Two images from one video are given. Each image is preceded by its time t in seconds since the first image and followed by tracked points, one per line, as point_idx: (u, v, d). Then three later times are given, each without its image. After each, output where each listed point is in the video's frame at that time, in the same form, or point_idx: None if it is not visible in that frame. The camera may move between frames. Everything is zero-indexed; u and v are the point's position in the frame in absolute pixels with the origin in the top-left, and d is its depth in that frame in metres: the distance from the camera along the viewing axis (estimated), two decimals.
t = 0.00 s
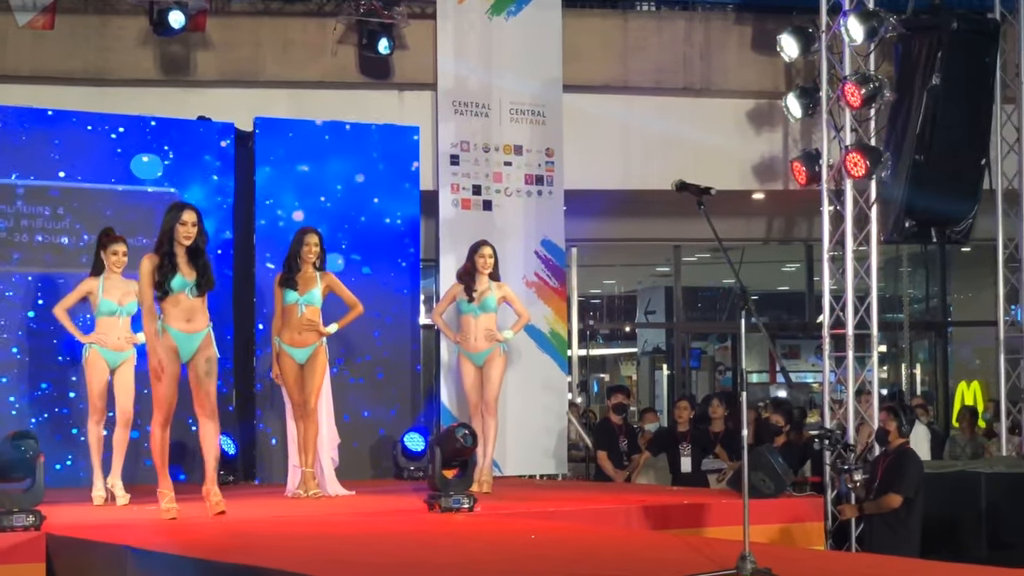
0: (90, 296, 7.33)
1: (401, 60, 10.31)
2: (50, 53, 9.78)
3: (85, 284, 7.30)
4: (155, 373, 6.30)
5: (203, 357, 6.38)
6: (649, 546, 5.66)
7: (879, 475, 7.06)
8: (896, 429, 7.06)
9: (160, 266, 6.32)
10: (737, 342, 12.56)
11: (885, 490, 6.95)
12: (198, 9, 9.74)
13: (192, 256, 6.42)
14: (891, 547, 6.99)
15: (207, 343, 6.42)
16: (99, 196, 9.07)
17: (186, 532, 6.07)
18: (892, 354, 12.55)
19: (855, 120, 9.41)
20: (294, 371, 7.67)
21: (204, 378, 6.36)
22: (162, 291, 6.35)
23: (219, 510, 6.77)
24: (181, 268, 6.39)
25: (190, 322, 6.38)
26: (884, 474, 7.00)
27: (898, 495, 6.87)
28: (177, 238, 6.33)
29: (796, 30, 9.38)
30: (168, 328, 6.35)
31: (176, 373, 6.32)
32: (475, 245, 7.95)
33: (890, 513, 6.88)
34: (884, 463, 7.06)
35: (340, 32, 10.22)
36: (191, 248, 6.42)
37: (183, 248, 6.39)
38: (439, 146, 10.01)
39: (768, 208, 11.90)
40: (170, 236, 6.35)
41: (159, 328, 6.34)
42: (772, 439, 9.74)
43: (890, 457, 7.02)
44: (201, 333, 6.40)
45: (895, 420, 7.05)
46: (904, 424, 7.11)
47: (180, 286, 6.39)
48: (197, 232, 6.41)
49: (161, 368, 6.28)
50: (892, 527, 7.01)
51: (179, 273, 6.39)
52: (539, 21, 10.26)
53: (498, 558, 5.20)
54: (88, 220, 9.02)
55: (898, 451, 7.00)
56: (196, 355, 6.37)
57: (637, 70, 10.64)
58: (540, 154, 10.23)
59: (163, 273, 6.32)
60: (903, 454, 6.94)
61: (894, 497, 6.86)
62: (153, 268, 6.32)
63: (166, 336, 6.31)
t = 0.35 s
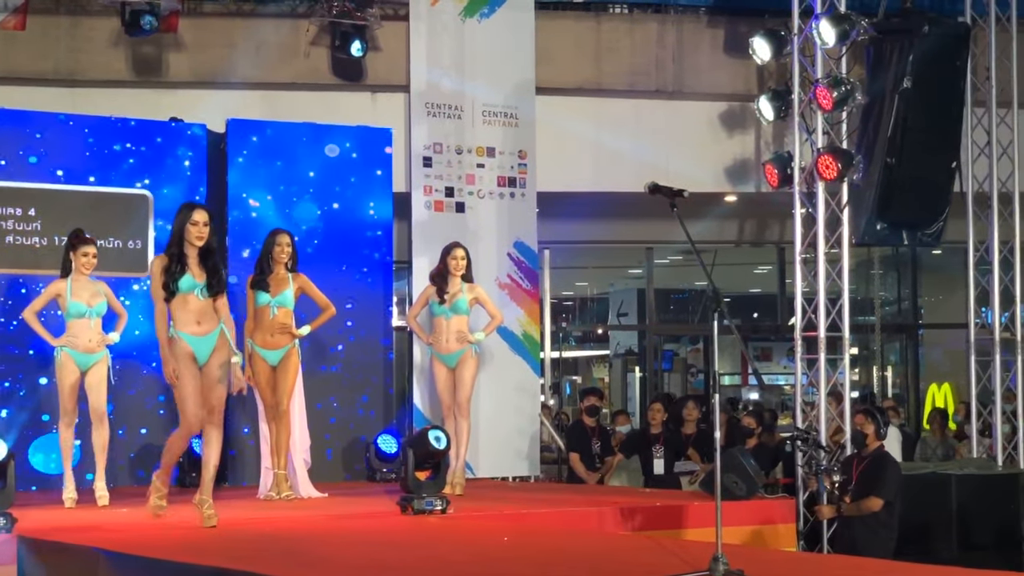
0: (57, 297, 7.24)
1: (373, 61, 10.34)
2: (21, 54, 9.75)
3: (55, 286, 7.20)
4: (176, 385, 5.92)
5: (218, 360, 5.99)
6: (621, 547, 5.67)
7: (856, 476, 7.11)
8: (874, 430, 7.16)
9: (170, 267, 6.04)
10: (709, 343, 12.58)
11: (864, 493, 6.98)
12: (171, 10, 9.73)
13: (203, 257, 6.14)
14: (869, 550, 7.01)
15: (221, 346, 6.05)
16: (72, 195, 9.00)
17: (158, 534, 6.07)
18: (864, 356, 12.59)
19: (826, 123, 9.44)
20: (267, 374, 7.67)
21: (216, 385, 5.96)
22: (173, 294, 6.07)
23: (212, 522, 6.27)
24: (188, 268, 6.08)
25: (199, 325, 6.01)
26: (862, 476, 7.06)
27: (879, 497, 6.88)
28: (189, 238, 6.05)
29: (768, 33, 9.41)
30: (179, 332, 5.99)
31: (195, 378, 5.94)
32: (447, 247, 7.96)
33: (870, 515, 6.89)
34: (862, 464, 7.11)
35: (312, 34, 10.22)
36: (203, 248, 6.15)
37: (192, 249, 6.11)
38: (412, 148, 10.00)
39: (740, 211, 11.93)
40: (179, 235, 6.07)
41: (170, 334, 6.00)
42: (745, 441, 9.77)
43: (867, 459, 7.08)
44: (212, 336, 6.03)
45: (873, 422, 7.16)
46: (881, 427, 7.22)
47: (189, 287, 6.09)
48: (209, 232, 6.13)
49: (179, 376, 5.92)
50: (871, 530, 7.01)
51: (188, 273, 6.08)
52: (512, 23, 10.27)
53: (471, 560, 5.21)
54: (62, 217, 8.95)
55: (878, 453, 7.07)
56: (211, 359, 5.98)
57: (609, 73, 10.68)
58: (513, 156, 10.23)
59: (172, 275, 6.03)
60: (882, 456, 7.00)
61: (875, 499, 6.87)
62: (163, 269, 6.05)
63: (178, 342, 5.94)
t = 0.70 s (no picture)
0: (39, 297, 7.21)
1: (349, 61, 10.33)
2: None
3: (37, 285, 7.25)
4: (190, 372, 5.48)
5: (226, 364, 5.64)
6: (596, 547, 5.68)
7: (844, 476, 7.40)
8: (860, 434, 7.33)
9: (187, 265, 5.64)
10: (684, 344, 12.59)
11: (852, 496, 7.28)
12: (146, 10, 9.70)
13: (223, 253, 5.72)
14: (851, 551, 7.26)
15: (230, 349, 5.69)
16: (45, 195, 8.99)
17: (132, 534, 6.06)
18: (839, 357, 12.63)
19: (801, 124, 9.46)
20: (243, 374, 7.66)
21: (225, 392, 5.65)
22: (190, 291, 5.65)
23: (256, 522, 6.05)
24: (209, 266, 5.65)
25: (219, 324, 5.61)
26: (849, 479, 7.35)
27: (868, 501, 7.18)
28: (207, 234, 5.65)
29: (744, 34, 9.43)
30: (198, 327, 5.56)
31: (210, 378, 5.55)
32: (423, 248, 7.95)
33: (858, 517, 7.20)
34: (850, 466, 7.39)
35: (288, 33, 10.18)
36: (222, 245, 5.73)
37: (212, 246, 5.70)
38: (388, 148, 9.99)
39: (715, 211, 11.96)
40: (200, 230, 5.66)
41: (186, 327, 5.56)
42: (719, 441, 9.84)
43: (856, 462, 7.35)
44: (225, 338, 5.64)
45: (858, 425, 7.30)
46: (865, 427, 7.37)
47: (211, 286, 5.62)
48: (229, 227, 5.73)
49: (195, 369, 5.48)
50: (859, 532, 7.28)
51: (208, 271, 5.64)
52: (488, 24, 10.26)
53: (445, 560, 5.21)
54: (34, 218, 8.93)
55: (864, 458, 7.32)
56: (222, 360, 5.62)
57: (586, 74, 10.69)
58: (489, 156, 10.23)
59: (191, 273, 5.63)
60: (870, 460, 7.29)
61: (862, 504, 7.17)
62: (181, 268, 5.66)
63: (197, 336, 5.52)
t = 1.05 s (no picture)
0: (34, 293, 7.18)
1: (332, 59, 10.27)
2: None
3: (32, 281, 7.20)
4: (212, 366, 5.43)
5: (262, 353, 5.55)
6: (580, 546, 5.66)
7: (844, 475, 7.49)
8: (862, 432, 7.43)
9: (211, 252, 5.47)
10: (668, 342, 12.69)
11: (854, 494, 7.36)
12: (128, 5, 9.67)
13: (248, 240, 5.57)
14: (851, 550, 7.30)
15: (265, 337, 5.58)
16: (29, 191, 8.96)
17: (115, 533, 6.04)
18: (822, 354, 12.73)
19: (785, 122, 9.45)
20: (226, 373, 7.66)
21: (264, 378, 5.55)
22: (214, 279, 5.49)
23: (240, 528, 5.95)
24: (234, 253, 5.51)
25: (250, 314, 5.51)
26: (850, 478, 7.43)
27: (871, 499, 7.24)
28: (232, 220, 5.50)
29: (728, 32, 9.43)
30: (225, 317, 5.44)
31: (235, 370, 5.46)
32: (405, 244, 7.91)
33: (860, 514, 7.27)
34: (852, 466, 7.48)
35: (271, 30, 10.15)
36: (246, 232, 5.58)
37: (238, 232, 5.55)
38: (371, 145, 9.99)
39: (699, 209, 11.96)
40: (226, 216, 5.50)
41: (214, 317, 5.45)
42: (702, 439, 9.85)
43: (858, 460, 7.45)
44: (256, 325, 5.53)
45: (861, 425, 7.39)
46: (867, 426, 7.46)
47: (237, 273, 5.51)
48: (253, 214, 5.58)
49: (217, 362, 5.42)
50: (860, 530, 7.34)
51: (234, 257, 5.50)
52: (473, 21, 10.25)
53: (430, 558, 5.20)
54: (18, 214, 8.88)
55: (866, 457, 7.43)
56: (253, 349, 5.51)
57: (570, 71, 10.67)
58: (472, 154, 10.20)
59: (216, 259, 5.46)
60: (873, 460, 7.37)
61: (865, 501, 7.24)
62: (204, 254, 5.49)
63: (224, 326, 5.42)
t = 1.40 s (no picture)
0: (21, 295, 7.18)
1: (318, 61, 10.29)
2: None
3: (18, 283, 7.21)
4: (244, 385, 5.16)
5: (301, 357, 5.22)
6: (563, 547, 5.67)
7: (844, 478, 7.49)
8: (857, 433, 7.68)
9: (240, 254, 5.22)
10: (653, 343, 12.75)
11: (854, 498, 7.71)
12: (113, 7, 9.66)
13: (277, 245, 5.34)
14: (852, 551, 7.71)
15: (303, 341, 5.28)
16: (15, 194, 8.94)
17: (97, 534, 6.04)
18: (807, 356, 12.83)
19: (771, 124, 9.41)
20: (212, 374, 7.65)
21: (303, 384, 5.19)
22: (241, 284, 5.23)
23: (303, 536, 5.67)
24: (262, 257, 5.27)
25: (278, 318, 5.23)
26: (846, 481, 7.78)
27: (869, 502, 7.63)
28: (261, 223, 5.26)
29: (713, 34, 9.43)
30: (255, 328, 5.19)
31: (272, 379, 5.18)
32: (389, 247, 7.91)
33: (859, 516, 7.67)
34: (847, 468, 7.80)
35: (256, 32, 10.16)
36: (275, 236, 5.35)
37: (264, 235, 5.31)
38: (357, 147, 9.97)
39: (684, 211, 11.98)
40: (251, 218, 5.27)
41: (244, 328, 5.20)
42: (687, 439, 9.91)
43: (854, 463, 7.78)
44: (291, 330, 5.24)
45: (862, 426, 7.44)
46: (860, 428, 7.81)
47: (264, 276, 5.25)
48: (283, 218, 5.35)
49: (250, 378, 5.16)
50: (858, 531, 7.74)
51: (261, 261, 5.26)
52: (458, 22, 10.25)
53: (413, 559, 5.20)
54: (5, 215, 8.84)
55: (863, 461, 7.75)
56: (290, 356, 5.20)
57: (555, 73, 10.71)
58: (458, 155, 10.20)
59: (244, 261, 5.21)
60: (870, 463, 7.71)
61: (866, 505, 7.64)
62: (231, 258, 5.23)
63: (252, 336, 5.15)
